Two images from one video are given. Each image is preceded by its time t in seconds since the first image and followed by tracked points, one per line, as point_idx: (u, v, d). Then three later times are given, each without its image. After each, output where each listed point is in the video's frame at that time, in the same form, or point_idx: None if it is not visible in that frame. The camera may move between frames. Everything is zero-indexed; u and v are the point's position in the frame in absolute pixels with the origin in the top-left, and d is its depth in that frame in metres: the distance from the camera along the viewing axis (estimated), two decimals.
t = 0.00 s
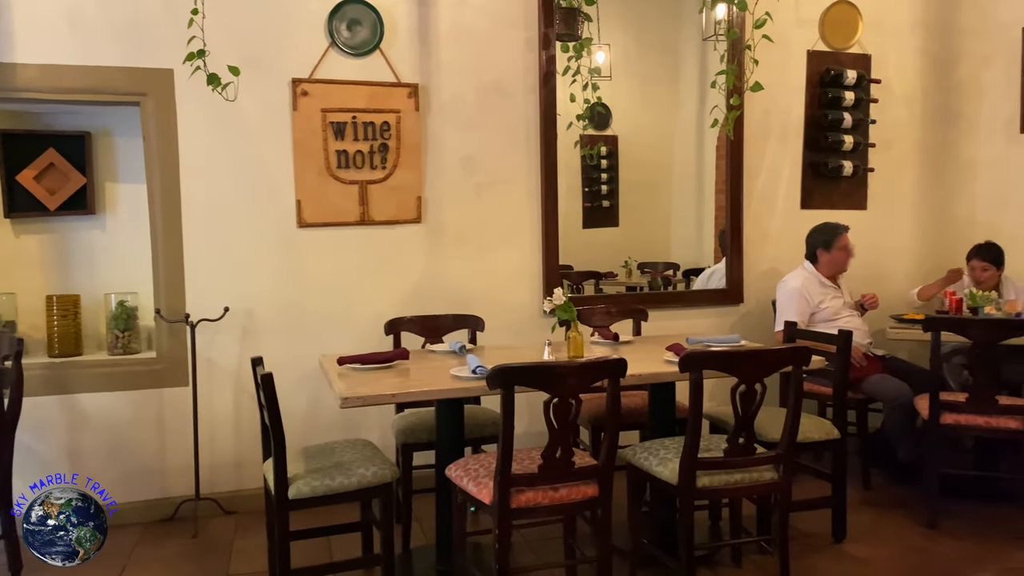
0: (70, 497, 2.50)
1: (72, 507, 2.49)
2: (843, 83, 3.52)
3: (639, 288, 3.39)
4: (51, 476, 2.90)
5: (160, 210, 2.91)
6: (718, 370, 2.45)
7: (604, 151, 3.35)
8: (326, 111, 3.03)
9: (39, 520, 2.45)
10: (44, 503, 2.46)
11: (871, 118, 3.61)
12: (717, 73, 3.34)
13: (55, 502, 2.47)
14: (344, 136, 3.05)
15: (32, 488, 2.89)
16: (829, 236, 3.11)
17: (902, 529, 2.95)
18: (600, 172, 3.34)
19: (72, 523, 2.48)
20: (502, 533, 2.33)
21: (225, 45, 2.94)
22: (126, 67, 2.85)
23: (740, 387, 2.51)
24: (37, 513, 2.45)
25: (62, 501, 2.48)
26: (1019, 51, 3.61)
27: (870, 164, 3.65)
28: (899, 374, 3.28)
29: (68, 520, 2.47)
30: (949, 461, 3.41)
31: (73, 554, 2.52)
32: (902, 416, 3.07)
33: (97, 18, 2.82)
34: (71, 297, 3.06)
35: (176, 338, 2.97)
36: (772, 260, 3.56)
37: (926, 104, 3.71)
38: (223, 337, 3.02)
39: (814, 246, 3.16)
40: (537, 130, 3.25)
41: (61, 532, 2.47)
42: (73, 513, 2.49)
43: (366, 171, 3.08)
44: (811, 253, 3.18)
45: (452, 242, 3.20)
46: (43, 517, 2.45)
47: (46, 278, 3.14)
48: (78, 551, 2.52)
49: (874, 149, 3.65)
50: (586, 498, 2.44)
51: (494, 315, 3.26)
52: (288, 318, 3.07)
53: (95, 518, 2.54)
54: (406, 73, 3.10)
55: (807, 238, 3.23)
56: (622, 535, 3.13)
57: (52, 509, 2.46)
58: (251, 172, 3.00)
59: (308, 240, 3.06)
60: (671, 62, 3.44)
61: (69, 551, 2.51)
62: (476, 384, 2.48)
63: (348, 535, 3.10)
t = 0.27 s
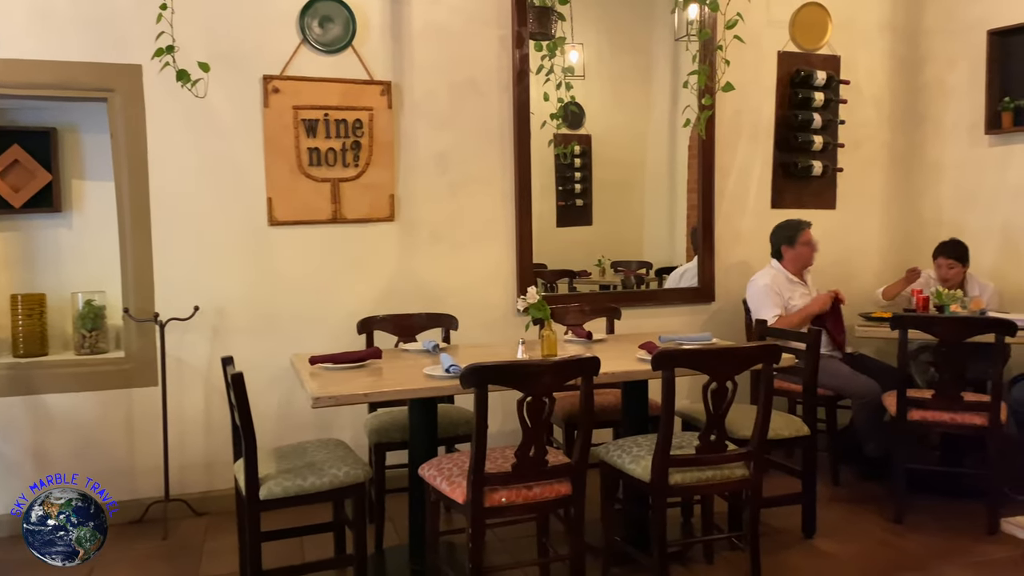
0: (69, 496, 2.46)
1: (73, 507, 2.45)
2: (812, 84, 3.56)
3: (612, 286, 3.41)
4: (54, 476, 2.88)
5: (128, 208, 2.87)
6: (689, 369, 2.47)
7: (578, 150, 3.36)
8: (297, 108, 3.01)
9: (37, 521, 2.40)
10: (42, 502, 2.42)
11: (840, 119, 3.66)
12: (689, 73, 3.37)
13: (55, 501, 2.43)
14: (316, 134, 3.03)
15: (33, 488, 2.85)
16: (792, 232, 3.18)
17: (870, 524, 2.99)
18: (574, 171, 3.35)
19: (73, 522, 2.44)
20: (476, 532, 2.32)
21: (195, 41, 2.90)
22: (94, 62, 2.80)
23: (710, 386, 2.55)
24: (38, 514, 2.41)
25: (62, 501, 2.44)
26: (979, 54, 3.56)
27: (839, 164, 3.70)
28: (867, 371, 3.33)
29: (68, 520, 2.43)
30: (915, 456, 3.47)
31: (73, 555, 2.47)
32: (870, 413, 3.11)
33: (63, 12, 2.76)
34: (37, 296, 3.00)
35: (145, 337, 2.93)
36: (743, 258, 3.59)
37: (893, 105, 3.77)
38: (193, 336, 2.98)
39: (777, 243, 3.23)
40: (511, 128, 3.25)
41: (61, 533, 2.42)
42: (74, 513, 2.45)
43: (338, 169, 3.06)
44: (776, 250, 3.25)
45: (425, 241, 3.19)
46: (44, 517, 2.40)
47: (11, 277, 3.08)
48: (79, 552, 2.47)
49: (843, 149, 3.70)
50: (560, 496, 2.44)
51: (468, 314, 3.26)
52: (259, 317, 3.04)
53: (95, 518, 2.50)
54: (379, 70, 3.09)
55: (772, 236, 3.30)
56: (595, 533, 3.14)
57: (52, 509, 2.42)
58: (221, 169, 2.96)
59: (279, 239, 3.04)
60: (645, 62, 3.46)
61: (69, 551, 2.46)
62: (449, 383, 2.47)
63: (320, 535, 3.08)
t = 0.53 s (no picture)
0: (69, 497, 2.52)
1: (72, 507, 2.51)
2: (783, 85, 3.59)
3: (586, 285, 3.41)
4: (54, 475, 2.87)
5: (94, 206, 2.82)
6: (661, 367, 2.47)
7: (551, 149, 3.36)
8: (267, 105, 2.97)
9: (37, 521, 2.46)
10: (41, 504, 2.48)
11: (810, 119, 3.70)
12: (661, 73, 3.38)
13: (55, 502, 2.49)
14: (286, 131, 3.00)
15: (33, 488, 2.84)
16: (764, 231, 3.21)
17: (840, 521, 3.02)
18: (547, 170, 3.35)
19: (72, 523, 2.49)
20: (449, 531, 2.31)
21: (162, 36, 2.86)
22: (57, 57, 2.75)
23: (682, 384, 2.55)
24: (38, 514, 2.47)
25: (61, 501, 2.50)
26: (945, 57, 3.63)
27: (810, 164, 3.74)
28: (836, 370, 3.36)
29: (68, 520, 2.49)
30: (884, 453, 3.51)
31: (72, 555, 2.51)
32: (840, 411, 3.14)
33: (25, 5, 2.70)
34: None
35: (112, 337, 2.88)
36: (715, 258, 3.62)
37: (862, 107, 3.82)
38: (161, 336, 2.94)
39: (749, 242, 3.26)
40: (484, 127, 3.24)
41: (61, 532, 2.48)
42: (74, 513, 2.51)
43: (308, 167, 3.03)
44: (748, 249, 3.28)
45: (398, 239, 3.17)
46: (44, 517, 2.46)
47: None
48: (78, 552, 2.52)
49: (813, 149, 3.74)
50: (532, 496, 2.44)
51: (440, 313, 3.24)
52: (228, 316, 3.00)
53: (95, 518, 2.56)
54: (350, 67, 3.06)
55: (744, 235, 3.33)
56: (568, 532, 3.14)
57: (52, 510, 2.48)
58: (190, 166, 2.92)
59: (249, 237, 3.00)
60: (618, 61, 3.47)
61: (69, 552, 2.51)
62: (422, 382, 2.46)
63: (291, 537, 3.05)
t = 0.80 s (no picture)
0: (69, 496, 2.51)
1: (72, 507, 2.50)
2: (756, 83, 3.62)
3: (561, 283, 3.41)
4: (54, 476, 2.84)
5: (61, 203, 2.77)
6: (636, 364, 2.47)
7: (527, 147, 3.35)
8: (239, 101, 2.94)
9: (37, 521, 2.45)
10: (42, 503, 2.46)
11: (783, 118, 3.73)
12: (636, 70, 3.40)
13: (55, 502, 2.48)
14: (259, 128, 2.97)
15: (33, 488, 2.82)
16: (739, 228, 3.23)
17: (813, 516, 3.04)
18: (523, 167, 3.35)
19: (73, 522, 2.48)
20: (424, 530, 2.29)
21: (132, 30, 2.81)
22: (23, 50, 2.69)
23: (658, 380, 2.55)
24: (39, 513, 2.45)
25: (61, 501, 2.49)
26: (914, 58, 3.69)
27: (783, 162, 3.77)
28: (809, 366, 3.39)
29: (68, 520, 2.48)
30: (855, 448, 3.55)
31: (73, 554, 2.51)
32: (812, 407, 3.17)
33: None
34: None
35: (80, 336, 2.83)
36: (689, 255, 3.64)
37: (834, 106, 3.86)
38: (131, 335, 2.89)
39: (724, 240, 3.28)
40: (459, 124, 3.23)
41: (61, 532, 2.46)
42: (74, 512, 2.49)
43: (281, 163, 3.00)
44: (723, 246, 3.29)
45: (372, 237, 3.15)
46: (44, 517, 2.45)
47: None
48: (79, 551, 2.51)
49: (785, 148, 3.77)
50: (508, 493, 2.43)
51: (415, 311, 3.23)
52: (199, 315, 2.97)
53: (94, 518, 2.55)
54: (323, 63, 3.04)
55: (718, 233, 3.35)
56: (544, 529, 3.14)
57: (52, 509, 2.46)
58: (160, 163, 2.88)
59: (220, 235, 2.97)
60: (594, 59, 3.48)
61: (70, 551, 2.49)
62: (396, 380, 2.44)
63: (265, 537, 3.02)
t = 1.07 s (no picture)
0: (68, 496, 2.50)
1: (71, 507, 2.49)
2: (730, 81, 3.64)
3: (537, 280, 3.42)
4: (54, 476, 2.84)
5: (28, 199, 2.72)
6: (612, 360, 2.47)
7: (502, 144, 3.36)
8: (211, 97, 2.90)
9: (36, 521, 2.45)
10: (41, 503, 2.46)
11: (756, 115, 3.76)
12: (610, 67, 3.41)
13: (54, 502, 2.47)
14: (231, 123, 2.93)
15: (33, 488, 2.81)
16: (711, 224, 3.25)
17: (786, 510, 3.07)
18: (498, 164, 3.35)
19: (71, 523, 2.47)
20: (399, 528, 2.28)
21: (100, 23, 2.77)
22: None
23: (633, 376, 2.56)
24: (38, 513, 2.45)
25: (60, 501, 2.48)
26: (885, 57, 3.73)
27: (756, 159, 3.80)
28: (782, 361, 3.42)
29: (67, 520, 2.47)
30: (828, 443, 3.59)
31: (72, 556, 2.49)
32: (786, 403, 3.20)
33: None
34: None
35: (48, 334, 2.78)
36: (664, 252, 3.66)
37: (807, 104, 3.90)
38: (101, 334, 2.85)
39: (696, 236, 3.29)
40: (434, 120, 3.21)
41: (60, 532, 2.45)
42: (72, 513, 2.48)
43: (254, 159, 2.97)
44: (695, 242, 3.31)
45: (346, 233, 3.13)
46: (44, 517, 2.44)
47: None
48: (78, 551, 2.49)
49: (759, 145, 3.81)
50: (484, 491, 2.43)
51: (391, 309, 3.21)
52: (171, 313, 2.93)
53: (94, 518, 2.54)
54: (296, 59, 3.01)
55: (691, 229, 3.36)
56: (520, 526, 3.14)
57: (51, 509, 2.46)
58: (129, 158, 2.83)
59: (192, 232, 2.93)
60: (569, 56, 3.49)
61: (68, 552, 2.48)
62: (371, 378, 2.42)
63: (238, 537, 3.00)
